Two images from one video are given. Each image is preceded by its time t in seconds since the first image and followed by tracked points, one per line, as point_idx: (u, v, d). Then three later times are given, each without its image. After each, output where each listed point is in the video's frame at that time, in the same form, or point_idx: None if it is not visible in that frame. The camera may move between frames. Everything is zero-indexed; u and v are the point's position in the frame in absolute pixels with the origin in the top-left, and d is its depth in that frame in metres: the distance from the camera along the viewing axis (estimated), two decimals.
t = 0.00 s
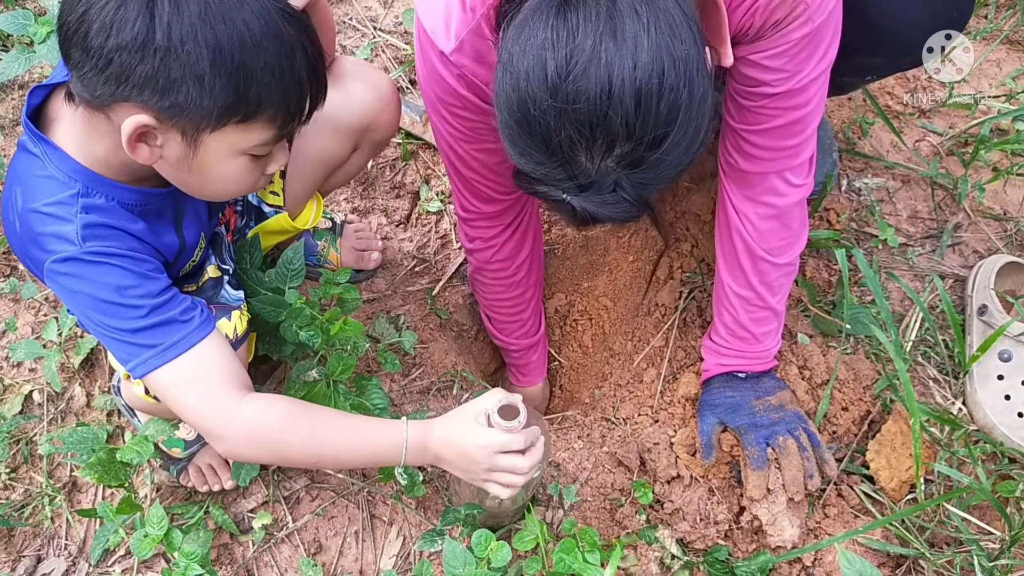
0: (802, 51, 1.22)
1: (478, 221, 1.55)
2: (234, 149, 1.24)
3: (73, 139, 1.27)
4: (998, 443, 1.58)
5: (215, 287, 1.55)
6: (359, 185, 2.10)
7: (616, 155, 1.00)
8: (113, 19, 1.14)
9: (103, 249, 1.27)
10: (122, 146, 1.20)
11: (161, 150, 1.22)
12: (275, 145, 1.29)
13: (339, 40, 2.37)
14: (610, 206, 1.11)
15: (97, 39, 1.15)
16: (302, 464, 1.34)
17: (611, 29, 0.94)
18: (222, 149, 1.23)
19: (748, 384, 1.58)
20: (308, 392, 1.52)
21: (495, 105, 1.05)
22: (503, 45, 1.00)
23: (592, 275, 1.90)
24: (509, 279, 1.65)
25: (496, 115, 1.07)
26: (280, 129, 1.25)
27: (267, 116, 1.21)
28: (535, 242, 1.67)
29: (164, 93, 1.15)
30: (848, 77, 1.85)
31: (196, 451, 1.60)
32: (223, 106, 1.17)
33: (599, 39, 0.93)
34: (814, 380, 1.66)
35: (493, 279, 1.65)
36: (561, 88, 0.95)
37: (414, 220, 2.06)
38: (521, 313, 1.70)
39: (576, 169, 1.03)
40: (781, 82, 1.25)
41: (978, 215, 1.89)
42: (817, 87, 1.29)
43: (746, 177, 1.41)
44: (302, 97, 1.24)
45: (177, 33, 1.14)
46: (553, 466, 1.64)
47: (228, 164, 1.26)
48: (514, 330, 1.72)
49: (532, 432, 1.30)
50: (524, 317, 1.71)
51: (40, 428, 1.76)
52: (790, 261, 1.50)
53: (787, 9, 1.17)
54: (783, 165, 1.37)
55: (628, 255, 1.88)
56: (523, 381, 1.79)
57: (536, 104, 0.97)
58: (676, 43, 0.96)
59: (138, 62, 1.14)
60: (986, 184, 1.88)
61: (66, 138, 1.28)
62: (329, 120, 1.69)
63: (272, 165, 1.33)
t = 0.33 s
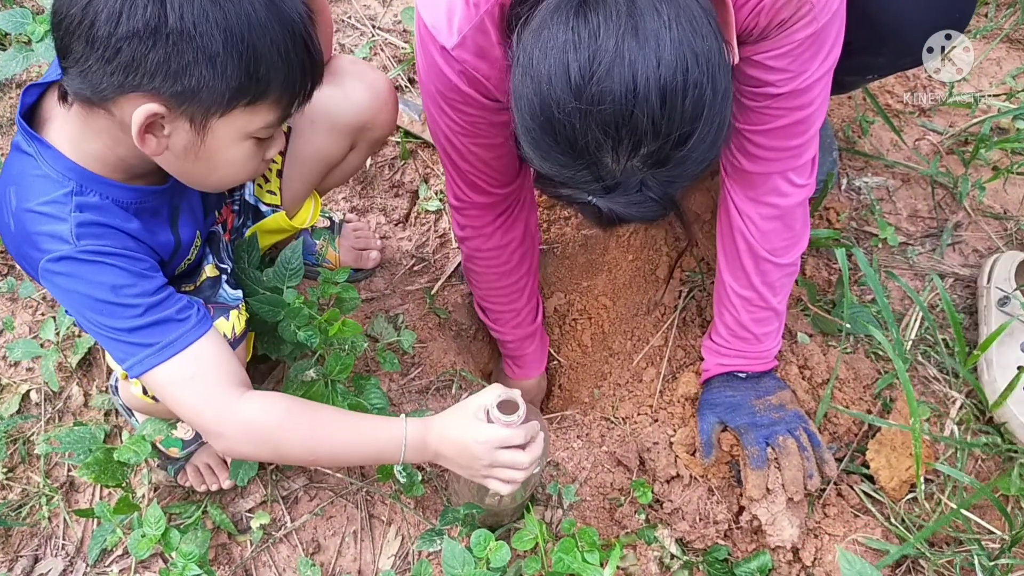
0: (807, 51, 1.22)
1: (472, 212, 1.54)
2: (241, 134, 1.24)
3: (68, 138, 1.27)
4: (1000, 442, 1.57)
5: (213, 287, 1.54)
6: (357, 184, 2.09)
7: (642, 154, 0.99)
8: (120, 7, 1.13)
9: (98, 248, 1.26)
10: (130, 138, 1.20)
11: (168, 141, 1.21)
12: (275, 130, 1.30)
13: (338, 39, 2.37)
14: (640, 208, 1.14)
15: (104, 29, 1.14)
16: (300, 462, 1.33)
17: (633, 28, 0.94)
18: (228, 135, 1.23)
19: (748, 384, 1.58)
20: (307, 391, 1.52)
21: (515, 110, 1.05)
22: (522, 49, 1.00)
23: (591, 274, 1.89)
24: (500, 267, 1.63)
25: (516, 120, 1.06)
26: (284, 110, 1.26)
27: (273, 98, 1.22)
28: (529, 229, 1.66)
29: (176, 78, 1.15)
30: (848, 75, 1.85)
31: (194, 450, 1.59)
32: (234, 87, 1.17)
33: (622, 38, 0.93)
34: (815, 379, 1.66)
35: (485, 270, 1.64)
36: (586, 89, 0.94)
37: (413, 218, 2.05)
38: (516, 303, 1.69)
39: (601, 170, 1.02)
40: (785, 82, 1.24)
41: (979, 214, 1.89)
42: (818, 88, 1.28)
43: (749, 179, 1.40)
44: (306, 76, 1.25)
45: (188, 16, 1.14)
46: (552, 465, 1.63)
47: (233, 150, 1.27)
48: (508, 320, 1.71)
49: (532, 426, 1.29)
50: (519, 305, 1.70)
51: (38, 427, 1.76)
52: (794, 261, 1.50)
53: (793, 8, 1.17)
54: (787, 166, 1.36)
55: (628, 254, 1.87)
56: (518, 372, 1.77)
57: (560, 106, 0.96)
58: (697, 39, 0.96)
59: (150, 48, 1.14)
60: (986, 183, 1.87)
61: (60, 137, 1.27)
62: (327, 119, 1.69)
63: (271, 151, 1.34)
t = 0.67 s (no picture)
0: (809, 39, 1.23)
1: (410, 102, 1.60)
2: (242, 127, 1.24)
3: (66, 135, 1.26)
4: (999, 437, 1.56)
5: (213, 283, 1.54)
6: (356, 180, 2.09)
7: (658, 103, 0.99)
8: (121, 5, 1.13)
9: (97, 245, 1.26)
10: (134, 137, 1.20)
11: (170, 138, 1.22)
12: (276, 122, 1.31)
13: (336, 34, 2.36)
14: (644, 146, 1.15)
15: (104, 28, 1.14)
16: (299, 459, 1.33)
17: None
18: (231, 128, 1.23)
19: (748, 381, 1.58)
20: (305, 387, 1.52)
21: (529, 57, 1.04)
22: None
23: (591, 270, 1.89)
24: (446, 152, 1.66)
25: (528, 67, 1.05)
26: (284, 103, 1.26)
27: (274, 91, 1.22)
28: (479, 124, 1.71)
29: (181, 75, 1.15)
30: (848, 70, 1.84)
31: (194, 447, 1.60)
32: (237, 81, 1.17)
33: None
34: (813, 375, 1.66)
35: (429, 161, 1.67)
36: (607, 32, 0.94)
37: (411, 214, 2.04)
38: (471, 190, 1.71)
39: (616, 117, 1.03)
40: (788, 70, 1.25)
41: (977, 209, 1.89)
42: (818, 79, 1.28)
43: (747, 169, 1.40)
44: (307, 67, 1.25)
45: (189, 12, 1.14)
46: (551, 461, 1.64)
47: (235, 145, 1.27)
48: (463, 211, 1.74)
49: (535, 434, 1.30)
50: (473, 191, 1.72)
51: (36, 424, 1.76)
52: (795, 255, 1.49)
53: None
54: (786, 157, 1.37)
55: (627, 251, 1.88)
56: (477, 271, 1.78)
57: (579, 50, 0.96)
58: None
59: (152, 46, 1.14)
60: (986, 179, 1.87)
61: (58, 135, 1.27)
62: (324, 115, 1.69)
63: (272, 142, 1.34)
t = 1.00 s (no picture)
0: None
1: (394, 24, 1.68)
2: (232, 124, 1.24)
3: (62, 135, 1.25)
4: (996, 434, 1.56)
5: (213, 282, 1.53)
6: (354, 178, 2.09)
7: None
8: (97, 12, 1.09)
9: (97, 246, 1.25)
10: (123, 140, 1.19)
11: (161, 139, 1.21)
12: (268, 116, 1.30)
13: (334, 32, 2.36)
14: (602, 39, 1.15)
15: (82, 36, 1.11)
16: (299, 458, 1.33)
17: None
18: (220, 127, 1.23)
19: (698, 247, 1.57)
20: (303, 386, 1.53)
21: None
22: None
23: (589, 267, 1.90)
24: (423, 70, 1.71)
25: None
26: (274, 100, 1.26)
27: (262, 88, 1.21)
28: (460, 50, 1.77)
29: (162, 80, 1.13)
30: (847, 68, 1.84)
31: (190, 446, 1.60)
32: (221, 83, 1.16)
33: None
34: (812, 373, 1.66)
35: (403, 71, 1.72)
36: None
37: (410, 212, 2.04)
38: (448, 104, 1.72)
39: None
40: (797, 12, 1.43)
41: (976, 207, 1.89)
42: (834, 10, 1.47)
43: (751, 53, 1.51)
44: (291, 64, 1.24)
45: (165, 16, 1.10)
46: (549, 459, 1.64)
47: (227, 141, 1.26)
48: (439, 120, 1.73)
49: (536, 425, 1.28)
50: (449, 104, 1.72)
51: (35, 422, 1.75)
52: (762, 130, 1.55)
53: None
54: (801, 51, 1.49)
55: (624, 248, 1.89)
56: (454, 180, 1.73)
57: None
58: None
59: (130, 53, 1.11)
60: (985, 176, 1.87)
61: (56, 135, 1.26)
62: (327, 120, 1.67)
63: (268, 133, 1.34)
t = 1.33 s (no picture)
0: None
1: None
2: (199, 111, 1.22)
3: (46, 136, 1.23)
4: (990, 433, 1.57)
5: (211, 282, 1.53)
6: (354, 178, 2.09)
7: None
8: (29, 23, 1.05)
9: (87, 249, 1.26)
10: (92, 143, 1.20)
11: (130, 137, 1.20)
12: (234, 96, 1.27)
13: (333, 32, 2.37)
14: None
15: (21, 49, 1.07)
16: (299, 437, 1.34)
17: None
18: (185, 117, 1.21)
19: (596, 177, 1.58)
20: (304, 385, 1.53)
21: None
22: None
23: (589, 267, 1.88)
24: (420, 26, 1.71)
25: None
26: (234, 77, 1.21)
27: (217, 70, 1.17)
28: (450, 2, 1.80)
29: (109, 83, 1.10)
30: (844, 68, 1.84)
31: (190, 445, 1.61)
32: (170, 74, 1.12)
33: None
34: (810, 372, 1.66)
35: (398, 32, 1.72)
36: None
37: (409, 212, 2.04)
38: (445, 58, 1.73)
39: None
40: None
41: (974, 207, 1.89)
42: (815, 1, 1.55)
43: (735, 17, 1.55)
44: (242, 39, 1.18)
45: (95, 16, 1.05)
46: (548, 458, 1.65)
47: (198, 128, 1.25)
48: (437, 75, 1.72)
49: (513, 331, 1.27)
50: (447, 57, 1.73)
51: (35, 421, 1.76)
52: (703, 109, 1.66)
53: None
54: (773, 33, 1.57)
55: (624, 248, 1.87)
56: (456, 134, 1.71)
57: None
58: None
59: (70, 60, 1.07)
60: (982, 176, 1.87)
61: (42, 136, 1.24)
62: (323, 122, 1.67)
63: (245, 112, 1.31)
